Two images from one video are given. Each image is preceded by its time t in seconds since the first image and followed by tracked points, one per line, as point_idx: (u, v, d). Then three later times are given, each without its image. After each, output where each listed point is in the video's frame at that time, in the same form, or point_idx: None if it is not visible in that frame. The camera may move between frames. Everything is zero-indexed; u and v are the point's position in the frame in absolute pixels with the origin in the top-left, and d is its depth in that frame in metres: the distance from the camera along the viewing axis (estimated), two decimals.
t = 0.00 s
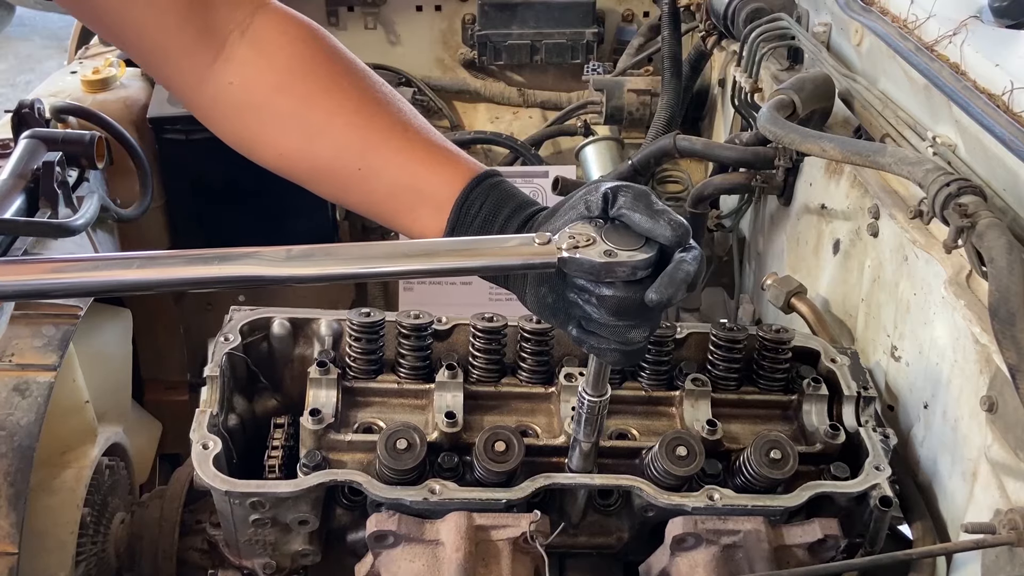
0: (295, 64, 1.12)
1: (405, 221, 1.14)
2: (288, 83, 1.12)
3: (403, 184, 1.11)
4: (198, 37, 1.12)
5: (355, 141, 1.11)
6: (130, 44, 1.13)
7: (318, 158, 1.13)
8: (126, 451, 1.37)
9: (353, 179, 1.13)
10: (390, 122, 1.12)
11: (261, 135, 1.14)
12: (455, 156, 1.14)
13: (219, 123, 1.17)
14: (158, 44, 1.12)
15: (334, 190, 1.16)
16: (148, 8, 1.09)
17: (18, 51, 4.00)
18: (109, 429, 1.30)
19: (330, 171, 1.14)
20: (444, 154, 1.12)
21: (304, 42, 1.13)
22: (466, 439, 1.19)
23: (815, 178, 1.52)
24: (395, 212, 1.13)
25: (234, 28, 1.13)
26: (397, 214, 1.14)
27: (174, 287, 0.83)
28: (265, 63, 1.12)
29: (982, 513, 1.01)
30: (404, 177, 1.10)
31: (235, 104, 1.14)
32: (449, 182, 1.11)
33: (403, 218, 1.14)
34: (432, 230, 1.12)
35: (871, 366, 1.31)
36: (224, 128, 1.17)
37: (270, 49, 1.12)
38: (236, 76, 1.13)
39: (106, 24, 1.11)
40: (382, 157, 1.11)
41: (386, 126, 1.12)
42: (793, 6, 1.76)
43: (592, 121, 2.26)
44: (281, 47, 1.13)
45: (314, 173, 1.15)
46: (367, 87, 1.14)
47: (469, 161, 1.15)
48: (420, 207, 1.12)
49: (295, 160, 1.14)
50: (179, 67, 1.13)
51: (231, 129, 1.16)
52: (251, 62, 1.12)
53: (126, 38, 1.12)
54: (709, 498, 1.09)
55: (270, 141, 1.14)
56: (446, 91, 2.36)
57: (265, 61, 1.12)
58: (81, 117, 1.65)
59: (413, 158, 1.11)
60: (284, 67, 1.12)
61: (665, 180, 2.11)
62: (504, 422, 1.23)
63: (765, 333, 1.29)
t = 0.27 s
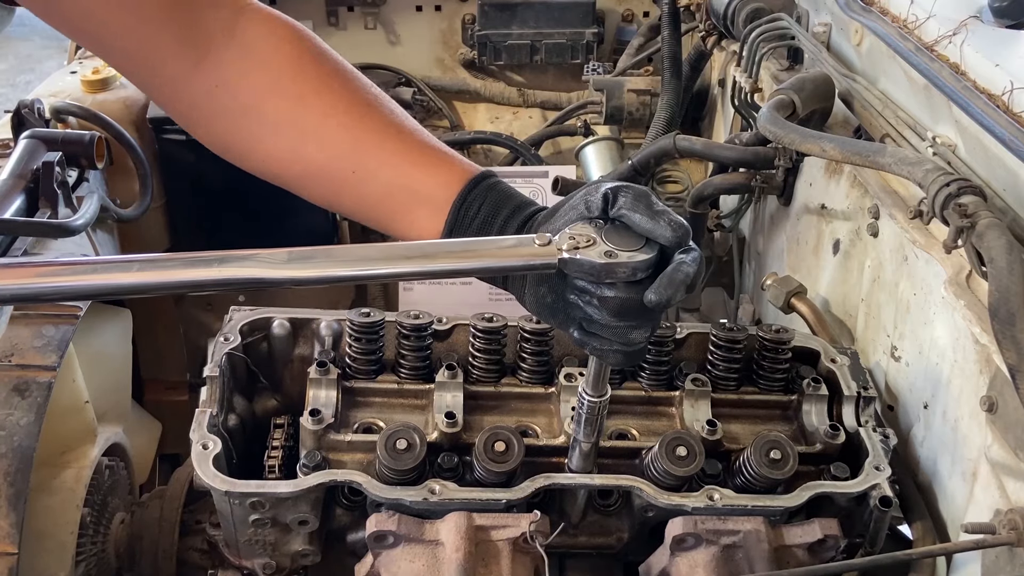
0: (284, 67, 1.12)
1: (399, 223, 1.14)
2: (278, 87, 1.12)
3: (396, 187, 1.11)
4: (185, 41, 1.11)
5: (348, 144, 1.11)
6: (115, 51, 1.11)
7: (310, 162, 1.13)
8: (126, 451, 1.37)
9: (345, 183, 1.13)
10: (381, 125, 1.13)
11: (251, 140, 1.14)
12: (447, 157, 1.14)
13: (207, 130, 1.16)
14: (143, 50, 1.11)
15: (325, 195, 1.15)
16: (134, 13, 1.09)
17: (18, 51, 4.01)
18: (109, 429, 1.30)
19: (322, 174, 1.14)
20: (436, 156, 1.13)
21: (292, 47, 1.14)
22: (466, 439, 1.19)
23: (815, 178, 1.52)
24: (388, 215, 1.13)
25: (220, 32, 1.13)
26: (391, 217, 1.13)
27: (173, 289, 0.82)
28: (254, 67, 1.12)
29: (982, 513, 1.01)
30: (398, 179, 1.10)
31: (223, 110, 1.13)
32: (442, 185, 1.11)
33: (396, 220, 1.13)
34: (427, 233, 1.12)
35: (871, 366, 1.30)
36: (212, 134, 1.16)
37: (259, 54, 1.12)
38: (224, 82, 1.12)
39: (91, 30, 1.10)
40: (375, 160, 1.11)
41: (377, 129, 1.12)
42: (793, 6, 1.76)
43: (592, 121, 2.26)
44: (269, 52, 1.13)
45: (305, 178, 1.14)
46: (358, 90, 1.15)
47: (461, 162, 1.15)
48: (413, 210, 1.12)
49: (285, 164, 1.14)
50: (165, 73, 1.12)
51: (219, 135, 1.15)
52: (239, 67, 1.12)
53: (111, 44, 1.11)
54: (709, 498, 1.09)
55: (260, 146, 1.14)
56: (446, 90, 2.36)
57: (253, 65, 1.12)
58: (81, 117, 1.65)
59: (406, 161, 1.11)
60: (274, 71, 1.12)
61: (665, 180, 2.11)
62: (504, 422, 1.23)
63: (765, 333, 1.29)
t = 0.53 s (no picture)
0: (268, 70, 1.12)
1: (391, 225, 1.15)
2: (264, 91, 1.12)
3: (388, 190, 1.12)
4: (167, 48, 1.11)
5: (337, 147, 1.12)
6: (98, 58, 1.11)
7: (299, 166, 1.13)
8: (126, 451, 1.37)
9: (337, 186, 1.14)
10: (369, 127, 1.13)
11: (239, 146, 1.14)
12: (437, 157, 1.15)
13: (193, 136, 1.16)
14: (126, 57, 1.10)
15: (316, 199, 1.17)
16: (114, 19, 1.08)
17: (18, 51, 4.00)
18: (109, 429, 1.30)
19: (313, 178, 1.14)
20: (426, 157, 1.14)
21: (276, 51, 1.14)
22: (466, 439, 1.19)
23: (815, 178, 1.52)
24: (380, 217, 1.15)
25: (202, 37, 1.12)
26: (383, 219, 1.15)
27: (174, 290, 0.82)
28: (238, 71, 1.12)
29: (982, 513, 1.01)
30: (389, 182, 1.12)
31: (209, 116, 1.13)
32: (433, 186, 1.13)
33: (388, 222, 1.15)
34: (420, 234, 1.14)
35: (871, 366, 1.31)
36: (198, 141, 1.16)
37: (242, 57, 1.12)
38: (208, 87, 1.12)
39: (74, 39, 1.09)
40: (365, 163, 1.12)
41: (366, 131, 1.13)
42: (793, 6, 1.76)
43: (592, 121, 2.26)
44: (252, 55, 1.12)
45: (296, 182, 1.15)
46: (345, 91, 1.15)
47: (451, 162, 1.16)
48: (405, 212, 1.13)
49: (275, 169, 1.15)
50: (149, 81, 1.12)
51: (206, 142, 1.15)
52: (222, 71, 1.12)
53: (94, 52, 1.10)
54: (709, 498, 1.09)
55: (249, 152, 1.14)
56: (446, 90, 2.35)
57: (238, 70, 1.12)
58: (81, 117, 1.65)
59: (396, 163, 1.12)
60: (259, 74, 1.12)
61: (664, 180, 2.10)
62: (504, 423, 1.23)
63: (765, 333, 1.29)
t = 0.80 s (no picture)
0: (266, 71, 1.12)
1: (389, 224, 1.18)
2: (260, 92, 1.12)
3: (386, 190, 1.14)
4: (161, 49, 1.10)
5: (336, 149, 1.13)
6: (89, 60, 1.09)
7: (298, 167, 1.14)
8: (126, 451, 1.37)
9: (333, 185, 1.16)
10: (366, 128, 1.15)
11: (236, 147, 1.14)
12: (432, 157, 1.18)
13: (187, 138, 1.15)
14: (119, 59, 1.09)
15: (314, 199, 1.18)
16: (108, 19, 1.06)
17: (18, 51, 4.00)
18: (108, 430, 1.30)
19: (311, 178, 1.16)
20: (421, 157, 1.16)
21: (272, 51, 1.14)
22: (466, 439, 1.19)
23: (815, 178, 1.52)
24: (379, 216, 1.17)
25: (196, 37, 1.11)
26: (382, 219, 1.17)
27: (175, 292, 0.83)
28: (235, 72, 1.12)
29: (982, 513, 1.01)
30: (388, 183, 1.13)
31: (204, 117, 1.13)
32: (429, 186, 1.15)
33: (387, 222, 1.18)
34: (418, 234, 1.17)
35: (871, 365, 1.31)
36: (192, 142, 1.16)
37: (237, 58, 1.12)
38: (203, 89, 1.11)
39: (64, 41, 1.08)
40: (363, 164, 1.14)
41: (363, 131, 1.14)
42: (793, 6, 1.76)
43: (592, 121, 2.25)
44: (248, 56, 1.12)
45: (294, 183, 1.16)
46: (341, 91, 1.16)
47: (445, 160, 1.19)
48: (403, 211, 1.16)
49: (271, 171, 1.15)
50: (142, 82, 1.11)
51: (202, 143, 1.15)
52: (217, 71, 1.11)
53: (86, 54, 1.08)
54: (709, 498, 1.09)
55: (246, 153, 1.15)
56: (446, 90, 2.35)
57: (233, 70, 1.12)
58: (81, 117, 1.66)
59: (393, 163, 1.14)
60: (256, 75, 1.12)
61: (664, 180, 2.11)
62: (503, 423, 1.23)
63: (765, 333, 1.29)
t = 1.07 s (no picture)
0: (266, 71, 1.12)
1: (384, 219, 1.17)
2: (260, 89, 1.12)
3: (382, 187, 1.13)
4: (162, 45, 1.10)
5: (332, 145, 1.13)
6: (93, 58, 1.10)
7: (294, 163, 1.14)
8: (126, 450, 1.37)
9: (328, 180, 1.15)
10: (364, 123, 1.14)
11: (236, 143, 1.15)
12: (430, 152, 1.17)
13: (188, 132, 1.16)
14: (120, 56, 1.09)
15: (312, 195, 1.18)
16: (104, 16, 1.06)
17: (18, 51, 4.01)
18: (108, 429, 1.30)
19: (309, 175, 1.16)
20: (419, 152, 1.16)
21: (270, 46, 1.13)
22: (467, 439, 1.19)
23: (815, 178, 1.52)
24: (374, 213, 1.16)
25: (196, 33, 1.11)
26: (377, 216, 1.16)
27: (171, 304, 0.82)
28: (234, 71, 1.11)
29: (982, 513, 1.01)
30: (382, 178, 1.13)
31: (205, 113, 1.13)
32: (426, 181, 1.15)
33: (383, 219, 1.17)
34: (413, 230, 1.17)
35: (871, 365, 1.31)
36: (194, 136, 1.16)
37: (236, 53, 1.11)
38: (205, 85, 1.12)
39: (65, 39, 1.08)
40: (359, 161, 1.13)
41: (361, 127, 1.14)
42: (793, 6, 1.76)
43: (592, 121, 2.25)
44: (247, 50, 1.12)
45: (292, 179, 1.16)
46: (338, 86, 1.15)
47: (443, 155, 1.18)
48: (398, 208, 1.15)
49: (268, 166, 1.15)
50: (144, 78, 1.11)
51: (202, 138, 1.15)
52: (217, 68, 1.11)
53: (88, 53, 1.09)
54: (709, 498, 1.09)
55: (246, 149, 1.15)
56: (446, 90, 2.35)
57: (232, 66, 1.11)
58: (81, 117, 1.65)
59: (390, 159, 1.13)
60: (256, 75, 1.12)
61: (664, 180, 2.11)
62: (503, 423, 1.23)
63: (765, 333, 1.29)
